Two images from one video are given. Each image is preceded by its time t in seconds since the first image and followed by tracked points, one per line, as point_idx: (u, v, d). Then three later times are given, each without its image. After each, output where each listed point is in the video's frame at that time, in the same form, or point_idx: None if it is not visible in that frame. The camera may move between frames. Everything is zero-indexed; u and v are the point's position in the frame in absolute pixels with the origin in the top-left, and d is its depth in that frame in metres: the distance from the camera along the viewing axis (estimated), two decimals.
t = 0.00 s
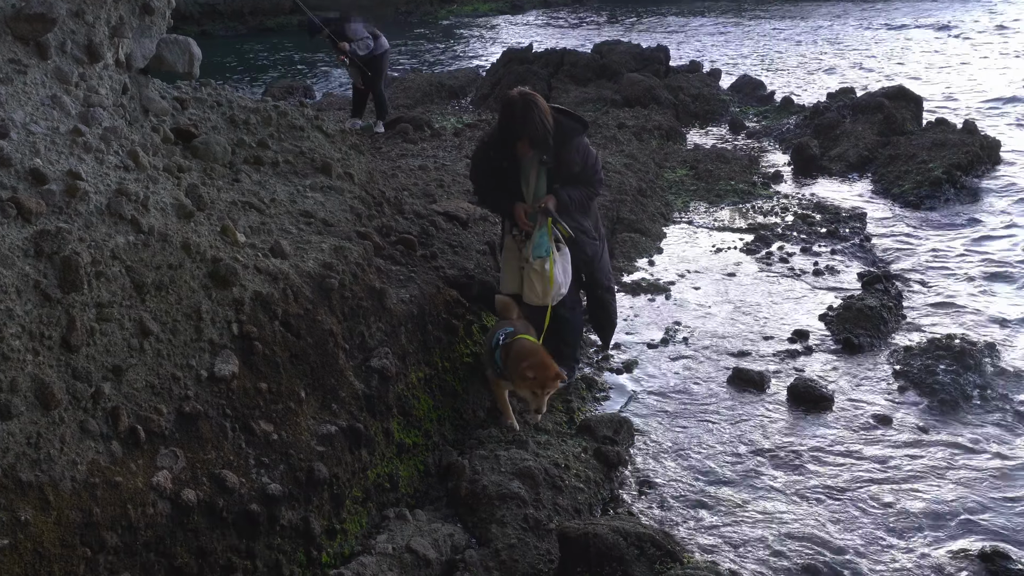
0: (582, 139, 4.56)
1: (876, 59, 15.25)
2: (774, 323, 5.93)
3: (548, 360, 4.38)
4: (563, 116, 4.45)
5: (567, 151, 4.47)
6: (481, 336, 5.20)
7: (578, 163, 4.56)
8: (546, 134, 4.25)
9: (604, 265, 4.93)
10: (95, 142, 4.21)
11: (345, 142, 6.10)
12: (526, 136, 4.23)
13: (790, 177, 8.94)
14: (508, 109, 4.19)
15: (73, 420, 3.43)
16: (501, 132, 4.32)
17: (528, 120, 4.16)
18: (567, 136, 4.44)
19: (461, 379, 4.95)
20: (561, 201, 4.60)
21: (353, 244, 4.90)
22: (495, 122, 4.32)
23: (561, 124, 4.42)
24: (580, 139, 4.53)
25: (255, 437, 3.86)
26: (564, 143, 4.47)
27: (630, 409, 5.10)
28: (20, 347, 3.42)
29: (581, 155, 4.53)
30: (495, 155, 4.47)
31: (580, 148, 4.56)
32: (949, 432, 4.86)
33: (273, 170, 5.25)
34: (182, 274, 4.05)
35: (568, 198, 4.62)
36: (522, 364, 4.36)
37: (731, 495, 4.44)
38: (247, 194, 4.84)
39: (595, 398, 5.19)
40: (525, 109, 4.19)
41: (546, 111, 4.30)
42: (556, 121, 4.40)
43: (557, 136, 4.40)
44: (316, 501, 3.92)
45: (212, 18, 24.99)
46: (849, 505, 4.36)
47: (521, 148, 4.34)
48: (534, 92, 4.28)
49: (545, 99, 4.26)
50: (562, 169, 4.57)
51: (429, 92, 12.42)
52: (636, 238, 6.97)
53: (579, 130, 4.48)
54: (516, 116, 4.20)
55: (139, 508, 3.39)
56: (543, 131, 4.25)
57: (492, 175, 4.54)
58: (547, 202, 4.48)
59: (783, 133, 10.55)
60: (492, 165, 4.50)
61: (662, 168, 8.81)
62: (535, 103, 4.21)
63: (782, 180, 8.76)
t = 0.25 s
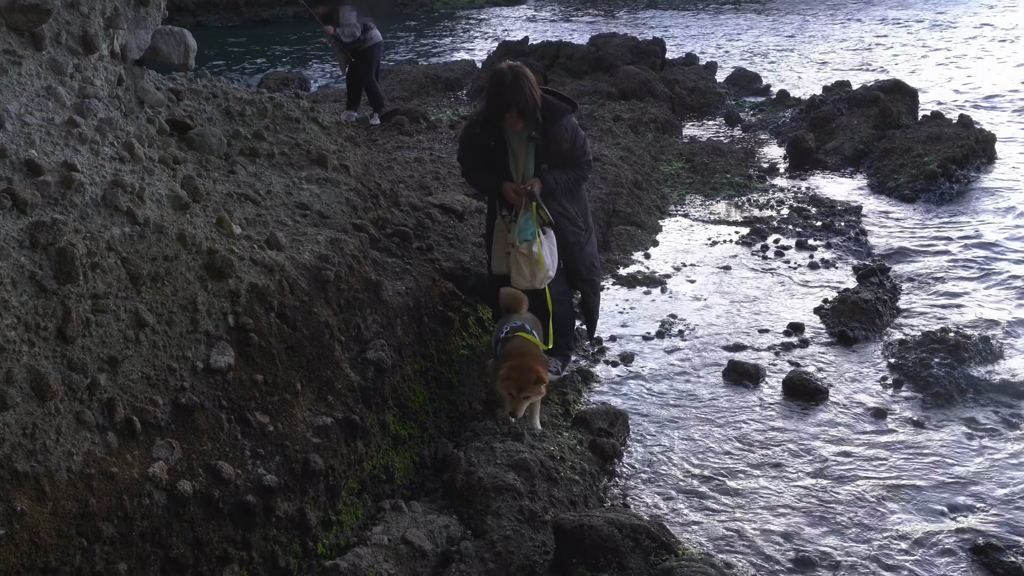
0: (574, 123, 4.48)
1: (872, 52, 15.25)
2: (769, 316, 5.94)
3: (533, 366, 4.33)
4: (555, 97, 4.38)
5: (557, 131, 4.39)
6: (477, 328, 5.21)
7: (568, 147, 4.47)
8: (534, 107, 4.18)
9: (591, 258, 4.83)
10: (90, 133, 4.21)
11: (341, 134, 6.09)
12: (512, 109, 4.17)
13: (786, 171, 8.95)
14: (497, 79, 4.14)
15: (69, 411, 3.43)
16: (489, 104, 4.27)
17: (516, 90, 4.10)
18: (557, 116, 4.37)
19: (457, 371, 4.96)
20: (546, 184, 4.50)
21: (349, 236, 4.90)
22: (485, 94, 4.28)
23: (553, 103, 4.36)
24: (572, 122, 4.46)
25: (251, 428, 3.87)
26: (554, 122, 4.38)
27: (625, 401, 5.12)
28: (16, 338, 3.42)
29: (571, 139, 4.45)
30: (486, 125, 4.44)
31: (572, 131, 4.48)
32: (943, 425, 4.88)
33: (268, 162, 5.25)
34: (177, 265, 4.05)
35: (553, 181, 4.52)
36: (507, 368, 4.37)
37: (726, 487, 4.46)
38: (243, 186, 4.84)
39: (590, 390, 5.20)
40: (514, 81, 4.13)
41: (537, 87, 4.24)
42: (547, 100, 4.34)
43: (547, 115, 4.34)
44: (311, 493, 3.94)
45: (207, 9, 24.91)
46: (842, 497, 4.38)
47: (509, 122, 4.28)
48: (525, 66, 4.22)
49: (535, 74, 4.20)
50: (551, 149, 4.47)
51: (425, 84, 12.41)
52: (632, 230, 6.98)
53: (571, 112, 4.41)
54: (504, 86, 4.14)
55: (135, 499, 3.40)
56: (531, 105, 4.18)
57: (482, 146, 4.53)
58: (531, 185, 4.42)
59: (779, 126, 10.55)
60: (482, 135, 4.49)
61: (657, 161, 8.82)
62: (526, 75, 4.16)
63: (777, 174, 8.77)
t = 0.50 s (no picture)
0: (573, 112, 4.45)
1: (869, 44, 15.25)
2: (765, 308, 5.96)
3: (514, 372, 4.26)
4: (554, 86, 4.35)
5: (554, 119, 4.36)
6: (473, 319, 5.22)
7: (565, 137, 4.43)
8: (530, 92, 4.15)
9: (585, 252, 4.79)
10: (87, 123, 4.20)
11: (337, 125, 6.09)
12: (508, 93, 4.15)
13: (783, 163, 8.96)
14: (493, 61, 4.13)
15: (66, 400, 3.44)
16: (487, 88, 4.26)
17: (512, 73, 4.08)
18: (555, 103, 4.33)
19: (453, 362, 4.97)
20: (540, 174, 4.43)
21: (345, 227, 4.90)
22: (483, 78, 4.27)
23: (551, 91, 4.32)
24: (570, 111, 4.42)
25: (248, 418, 3.88)
26: (552, 109, 4.34)
27: (621, 392, 5.14)
28: (13, 327, 3.43)
29: (569, 129, 4.41)
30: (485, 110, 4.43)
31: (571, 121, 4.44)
32: (937, 416, 4.90)
33: (265, 153, 5.24)
34: (174, 255, 4.05)
35: (547, 172, 4.44)
36: (489, 367, 4.31)
37: (721, 477, 4.48)
38: (239, 177, 4.84)
39: (586, 381, 5.22)
40: (511, 64, 4.10)
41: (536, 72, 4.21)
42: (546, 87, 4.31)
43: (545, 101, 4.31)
44: (308, 483, 3.95)
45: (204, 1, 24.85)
46: (837, 488, 4.41)
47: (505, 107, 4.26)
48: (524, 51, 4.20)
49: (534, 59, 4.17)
50: (548, 138, 4.43)
51: (422, 75, 12.41)
52: (628, 222, 6.99)
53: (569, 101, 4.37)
54: (501, 69, 4.11)
55: (132, 488, 3.41)
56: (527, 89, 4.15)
57: (481, 132, 4.51)
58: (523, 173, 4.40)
59: (776, 118, 10.56)
60: (481, 121, 4.48)
61: (654, 152, 8.82)
62: (523, 59, 4.13)
63: (774, 165, 8.78)
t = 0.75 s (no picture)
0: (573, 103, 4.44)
1: (866, 35, 15.27)
2: (761, 298, 5.98)
3: (488, 372, 4.17)
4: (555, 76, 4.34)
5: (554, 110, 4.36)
6: (471, 308, 5.24)
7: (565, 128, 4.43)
8: (529, 83, 4.14)
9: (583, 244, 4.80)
10: (84, 110, 4.20)
11: (335, 114, 6.09)
12: (509, 86, 4.15)
13: (779, 154, 8.99)
14: (493, 53, 4.12)
15: (64, 386, 3.44)
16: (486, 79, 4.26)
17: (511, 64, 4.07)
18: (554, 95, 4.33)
19: (451, 350, 4.99)
20: (539, 167, 4.44)
21: (343, 216, 4.91)
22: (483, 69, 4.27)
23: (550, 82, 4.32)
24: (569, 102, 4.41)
25: (245, 405, 3.89)
26: (552, 100, 4.34)
27: (618, 381, 5.16)
28: (11, 313, 3.43)
29: (569, 119, 4.41)
30: (485, 101, 4.41)
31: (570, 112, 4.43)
32: (932, 404, 4.93)
33: (262, 141, 5.24)
34: (172, 242, 4.06)
35: (547, 164, 4.45)
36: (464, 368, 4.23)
37: (717, 465, 4.50)
38: (237, 165, 4.84)
39: (583, 370, 5.24)
40: (510, 55, 4.10)
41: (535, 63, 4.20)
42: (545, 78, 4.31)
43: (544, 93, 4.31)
44: (306, 470, 3.97)
45: None
46: (832, 476, 4.44)
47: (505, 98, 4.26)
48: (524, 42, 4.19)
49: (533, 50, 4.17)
50: (549, 129, 4.42)
51: (418, 65, 12.41)
52: (625, 212, 7.00)
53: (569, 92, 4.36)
54: (500, 60, 4.10)
55: (130, 474, 3.41)
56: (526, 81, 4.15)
57: (481, 123, 4.50)
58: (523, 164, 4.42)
59: (772, 109, 10.58)
60: (482, 112, 4.47)
61: (651, 143, 8.84)
62: (523, 50, 4.12)
63: (770, 157, 8.80)
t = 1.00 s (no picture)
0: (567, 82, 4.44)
1: (866, 23, 15.25)
2: (760, 284, 5.99)
3: (469, 365, 4.08)
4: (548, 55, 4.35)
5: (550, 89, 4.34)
6: (470, 293, 5.25)
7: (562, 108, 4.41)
8: (526, 57, 4.14)
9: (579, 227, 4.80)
10: (83, 94, 4.19)
11: (333, 100, 6.09)
12: (504, 62, 4.12)
13: (778, 142, 8.99)
14: (488, 30, 4.09)
15: (64, 369, 3.44)
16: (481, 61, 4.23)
17: (508, 39, 4.06)
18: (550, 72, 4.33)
19: (450, 336, 5.00)
20: (546, 146, 4.43)
21: (342, 201, 4.91)
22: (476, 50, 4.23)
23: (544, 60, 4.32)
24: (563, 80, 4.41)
25: (245, 389, 3.90)
26: (548, 79, 4.33)
27: (616, 366, 5.17)
28: (11, 296, 3.43)
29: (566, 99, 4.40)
30: (478, 83, 4.37)
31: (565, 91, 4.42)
32: (932, 390, 4.95)
33: (261, 126, 5.24)
34: (172, 226, 4.06)
35: (554, 142, 4.44)
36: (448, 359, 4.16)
37: (716, 451, 4.52)
38: (236, 150, 4.84)
39: (581, 356, 5.25)
40: (506, 32, 4.08)
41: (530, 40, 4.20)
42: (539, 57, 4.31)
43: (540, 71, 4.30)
44: (305, 453, 3.98)
45: None
46: (832, 461, 4.45)
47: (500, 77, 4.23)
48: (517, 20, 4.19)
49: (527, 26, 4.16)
50: (545, 109, 4.40)
51: (418, 52, 12.40)
52: (624, 198, 7.01)
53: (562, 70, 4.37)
54: (497, 37, 4.09)
55: (131, 457, 3.42)
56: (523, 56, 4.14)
57: (473, 106, 4.45)
58: (534, 149, 4.37)
59: (772, 96, 10.58)
60: (474, 97, 4.41)
61: (650, 130, 8.83)
62: (518, 26, 4.11)
63: (770, 144, 8.81)
